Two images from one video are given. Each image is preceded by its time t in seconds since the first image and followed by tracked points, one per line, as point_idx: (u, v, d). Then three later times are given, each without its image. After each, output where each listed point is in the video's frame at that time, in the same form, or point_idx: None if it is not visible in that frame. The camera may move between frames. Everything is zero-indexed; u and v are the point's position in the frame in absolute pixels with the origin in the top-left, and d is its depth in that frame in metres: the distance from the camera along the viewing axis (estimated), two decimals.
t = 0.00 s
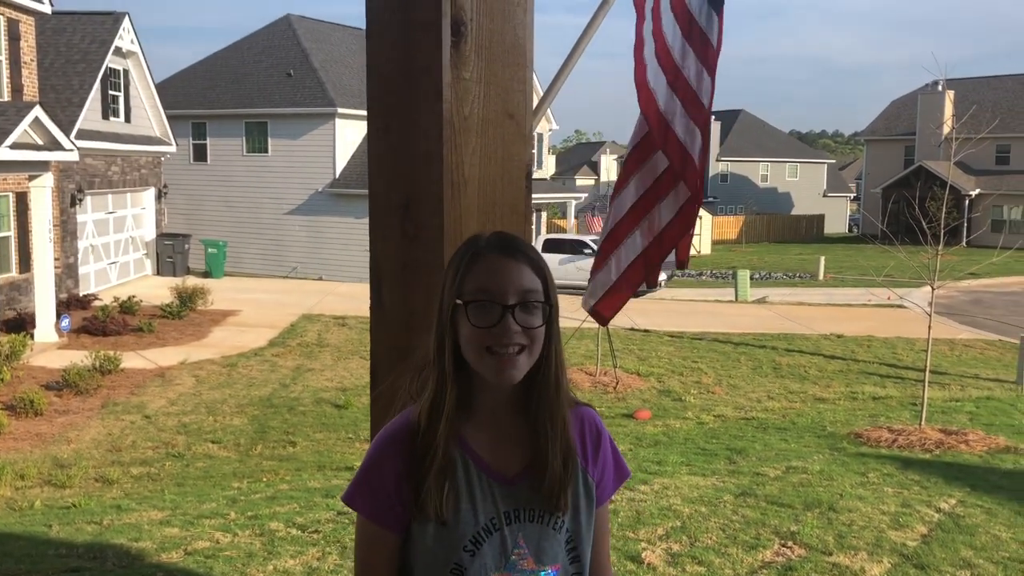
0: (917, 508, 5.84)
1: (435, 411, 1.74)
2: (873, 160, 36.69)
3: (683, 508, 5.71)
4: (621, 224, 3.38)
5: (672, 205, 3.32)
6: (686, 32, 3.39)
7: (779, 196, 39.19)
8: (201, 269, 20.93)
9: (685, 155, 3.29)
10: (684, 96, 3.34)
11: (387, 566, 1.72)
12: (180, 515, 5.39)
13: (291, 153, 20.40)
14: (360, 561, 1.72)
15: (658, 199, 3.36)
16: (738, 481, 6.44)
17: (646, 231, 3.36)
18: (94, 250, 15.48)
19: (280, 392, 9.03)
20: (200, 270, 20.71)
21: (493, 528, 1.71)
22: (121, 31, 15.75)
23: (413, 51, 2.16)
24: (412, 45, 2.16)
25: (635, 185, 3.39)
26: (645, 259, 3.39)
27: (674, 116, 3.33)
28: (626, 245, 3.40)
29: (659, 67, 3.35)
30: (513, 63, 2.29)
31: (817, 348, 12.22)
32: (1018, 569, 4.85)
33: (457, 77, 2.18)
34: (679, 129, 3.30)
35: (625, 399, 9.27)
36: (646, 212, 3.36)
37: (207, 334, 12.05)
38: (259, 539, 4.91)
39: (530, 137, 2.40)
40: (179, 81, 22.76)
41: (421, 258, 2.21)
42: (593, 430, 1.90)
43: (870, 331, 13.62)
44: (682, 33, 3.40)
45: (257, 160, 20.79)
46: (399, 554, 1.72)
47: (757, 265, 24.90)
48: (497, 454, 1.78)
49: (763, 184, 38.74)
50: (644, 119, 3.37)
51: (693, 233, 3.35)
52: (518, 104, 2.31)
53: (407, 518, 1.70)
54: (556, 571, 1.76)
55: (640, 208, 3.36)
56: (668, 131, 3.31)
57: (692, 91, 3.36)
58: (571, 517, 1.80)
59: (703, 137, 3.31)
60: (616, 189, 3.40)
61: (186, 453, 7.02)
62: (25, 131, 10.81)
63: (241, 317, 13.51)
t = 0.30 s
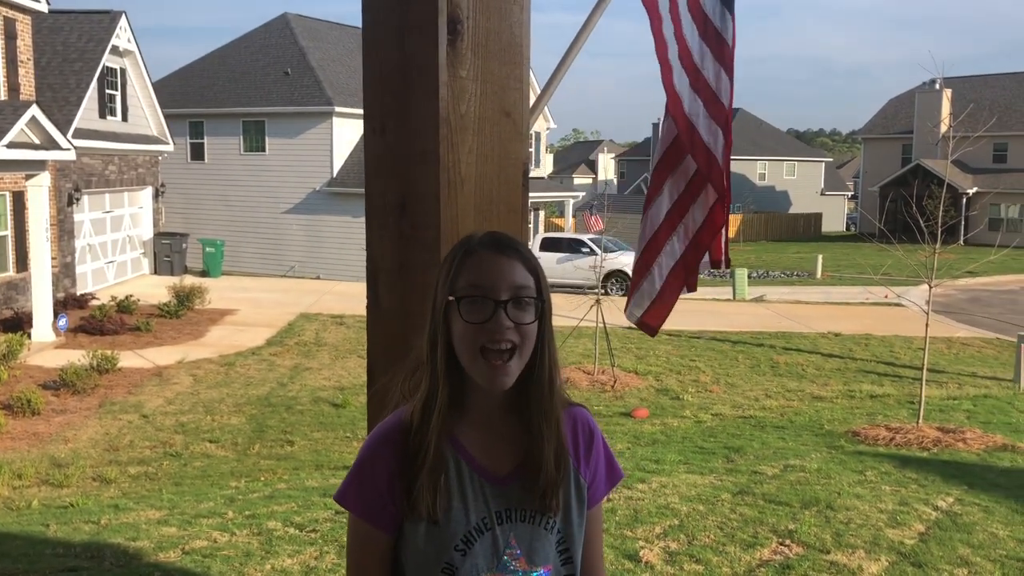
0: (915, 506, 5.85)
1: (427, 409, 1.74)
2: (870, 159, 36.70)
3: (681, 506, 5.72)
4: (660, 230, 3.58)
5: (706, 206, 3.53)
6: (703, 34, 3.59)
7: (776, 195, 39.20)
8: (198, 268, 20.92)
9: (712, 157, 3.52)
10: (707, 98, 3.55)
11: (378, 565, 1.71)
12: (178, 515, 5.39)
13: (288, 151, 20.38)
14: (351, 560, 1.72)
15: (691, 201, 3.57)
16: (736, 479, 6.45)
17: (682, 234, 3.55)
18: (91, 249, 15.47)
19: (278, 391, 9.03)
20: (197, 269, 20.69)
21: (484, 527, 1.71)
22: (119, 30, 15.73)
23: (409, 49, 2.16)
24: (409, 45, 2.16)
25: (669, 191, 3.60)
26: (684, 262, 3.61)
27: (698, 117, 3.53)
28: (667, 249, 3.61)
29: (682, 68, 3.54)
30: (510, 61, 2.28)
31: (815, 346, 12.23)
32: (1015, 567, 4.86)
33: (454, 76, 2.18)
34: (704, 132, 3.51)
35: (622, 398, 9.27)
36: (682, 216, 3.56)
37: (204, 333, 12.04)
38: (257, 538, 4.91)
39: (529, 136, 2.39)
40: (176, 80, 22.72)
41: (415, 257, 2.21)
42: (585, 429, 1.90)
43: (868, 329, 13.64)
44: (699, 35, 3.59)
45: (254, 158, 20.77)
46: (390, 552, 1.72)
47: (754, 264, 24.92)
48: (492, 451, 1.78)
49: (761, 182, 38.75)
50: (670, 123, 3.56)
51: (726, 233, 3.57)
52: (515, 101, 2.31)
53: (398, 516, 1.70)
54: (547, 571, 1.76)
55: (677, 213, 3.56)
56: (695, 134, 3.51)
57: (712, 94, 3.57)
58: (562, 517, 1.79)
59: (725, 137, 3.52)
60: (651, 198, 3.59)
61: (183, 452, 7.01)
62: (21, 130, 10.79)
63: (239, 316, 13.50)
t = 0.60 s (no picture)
0: (916, 503, 5.85)
1: (430, 411, 1.73)
2: (871, 156, 36.69)
3: (682, 504, 5.72)
4: (667, 229, 3.60)
5: (717, 205, 3.53)
6: (707, 31, 3.60)
7: (776, 192, 39.20)
8: (198, 266, 20.91)
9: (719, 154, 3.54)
10: (713, 95, 3.56)
11: (386, 566, 1.71)
12: (179, 513, 5.38)
13: (288, 150, 20.37)
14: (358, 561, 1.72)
15: (700, 200, 3.57)
16: (736, 477, 6.45)
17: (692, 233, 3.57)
18: (91, 247, 15.46)
19: (278, 389, 9.03)
20: (197, 268, 20.70)
21: (493, 523, 1.72)
22: (118, 28, 15.72)
23: (408, 47, 2.15)
24: (409, 45, 2.15)
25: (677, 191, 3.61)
26: (692, 263, 3.60)
27: (704, 114, 3.55)
28: (676, 247, 3.61)
29: (686, 67, 3.60)
30: (510, 59, 2.27)
31: (815, 343, 12.24)
32: (1016, 564, 4.86)
33: (454, 74, 2.17)
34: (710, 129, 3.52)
35: (623, 395, 9.28)
36: (690, 214, 3.59)
37: (205, 331, 12.04)
38: (258, 536, 4.91)
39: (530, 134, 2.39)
40: (176, 78, 22.71)
41: (416, 255, 2.21)
42: (586, 424, 1.91)
43: (868, 326, 13.64)
44: (703, 33, 3.60)
45: (255, 156, 20.76)
46: (398, 552, 1.71)
47: (755, 261, 24.92)
48: (497, 449, 1.78)
49: (761, 180, 38.74)
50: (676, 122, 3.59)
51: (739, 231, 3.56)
52: (516, 99, 2.30)
53: (405, 517, 1.69)
54: (553, 563, 1.77)
55: (685, 211, 3.59)
56: (702, 130, 3.53)
57: (719, 91, 3.58)
58: (567, 511, 1.80)
59: (733, 133, 3.52)
60: (656, 197, 3.64)
61: (184, 451, 7.01)
62: (21, 128, 10.79)
63: (239, 315, 13.49)
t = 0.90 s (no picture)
0: (919, 501, 5.84)
1: (434, 404, 1.72)
2: (872, 153, 36.68)
3: (684, 502, 5.71)
4: (668, 227, 3.59)
5: (719, 203, 3.51)
6: (706, 27, 3.61)
7: (778, 190, 39.19)
8: (200, 264, 20.91)
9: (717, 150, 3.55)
10: (712, 94, 3.57)
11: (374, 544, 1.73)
12: (181, 511, 5.39)
13: (290, 148, 20.36)
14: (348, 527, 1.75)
15: (700, 198, 3.55)
16: (739, 475, 6.45)
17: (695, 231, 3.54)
18: (93, 246, 15.47)
19: (280, 387, 9.04)
20: (199, 266, 20.70)
21: (496, 517, 1.71)
22: (120, 27, 15.73)
23: (411, 43, 2.15)
24: (413, 43, 2.15)
25: (678, 187, 3.61)
26: (696, 262, 3.57)
27: (700, 112, 3.58)
28: (677, 246, 3.59)
29: (681, 65, 3.61)
30: (514, 57, 2.27)
31: (817, 341, 12.23)
32: (1019, 561, 4.86)
33: (457, 72, 2.17)
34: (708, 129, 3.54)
35: (625, 393, 9.27)
36: (691, 213, 3.57)
37: (207, 330, 12.05)
38: (260, 534, 4.91)
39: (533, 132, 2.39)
40: (178, 76, 22.70)
41: (419, 251, 2.20)
42: (589, 418, 1.91)
43: (871, 324, 13.63)
44: (700, 29, 3.61)
45: (256, 155, 20.75)
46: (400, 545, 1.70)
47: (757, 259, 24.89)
48: (500, 443, 1.78)
49: (763, 178, 38.72)
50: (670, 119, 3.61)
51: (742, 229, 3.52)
52: (520, 97, 2.30)
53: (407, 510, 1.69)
54: (556, 559, 1.76)
55: (687, 209, 3.57)
56: (697, 127, 3.55)
57: (718, 88, 3.58)
58: (571, 505, 1.80)
59: (732, 131, 3.53)
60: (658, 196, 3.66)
61: (187, 449, 7.01)
62: (23, 127, 10.80)
63: (241, 313, 13.49)
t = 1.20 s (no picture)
0: (922, 500, 5.83)
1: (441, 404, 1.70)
2: (874, 151, 36.63)
3: (687, 501, 5.70)
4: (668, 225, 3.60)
5: (717, 201, 3.51)
6: (705, 23, 3.61)
7: (780, 189, 39.15)
8: (202, 264, 20.91)
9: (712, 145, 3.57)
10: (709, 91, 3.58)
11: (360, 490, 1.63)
12: (184, 511, 5.39)
13: (292, 147, 20.36)
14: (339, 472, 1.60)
15: (700, 196, 3.54)
16: (742, 474, 6.44)
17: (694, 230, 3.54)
18: (95, 245, 15.47)
19: (283, 386, 9.04)
20: (201, 266, 20.71)
21: (500, 510, 1.71)
22: (122, 26, 15.74)
23: (413, 42, 2.14)
24: (415, 43, 2.15)
25: (678, 185, 3.60)
26: (696, 260, 3.53)
27: (699, 110, 3.58)
28: (677, 245, 3.58)
29: (680, 63, 3.60)
30: (517, 57, 2.28)
31: (820, 340, 12.22)
32: (1021, 560, 4.85)
33: (460, 72, 2.17)
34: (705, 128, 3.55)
35: (627, 393, 9.26)
36: (691, 210, 3.56)
37: (209, 329, 12.05)
38: (263, 534, 4.91)
39: (535, 131, 2.40)
40: (180, 76, 22.71)
41: (422, 250, 2.20)
42: (591, 413, 1.92)
43: (873, 323, 13.61)
44: (698, 24, 3.61)
45: (258, 154, 20.76)
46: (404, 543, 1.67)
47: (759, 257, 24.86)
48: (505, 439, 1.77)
49: (765, 176, 38.66)
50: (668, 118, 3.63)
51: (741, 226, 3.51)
52: (521, 97, 2.31)
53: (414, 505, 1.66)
54: (560, 554, 1.76)
55: (686, 206, 3.56)
56: (694, 124, 3.58)
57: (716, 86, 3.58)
58: (576, 500, 1.80)
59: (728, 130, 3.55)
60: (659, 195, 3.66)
61: (189, 448, 7.01)
62: (25, 127, 10.81)
63: (243, 312, 13.50)
